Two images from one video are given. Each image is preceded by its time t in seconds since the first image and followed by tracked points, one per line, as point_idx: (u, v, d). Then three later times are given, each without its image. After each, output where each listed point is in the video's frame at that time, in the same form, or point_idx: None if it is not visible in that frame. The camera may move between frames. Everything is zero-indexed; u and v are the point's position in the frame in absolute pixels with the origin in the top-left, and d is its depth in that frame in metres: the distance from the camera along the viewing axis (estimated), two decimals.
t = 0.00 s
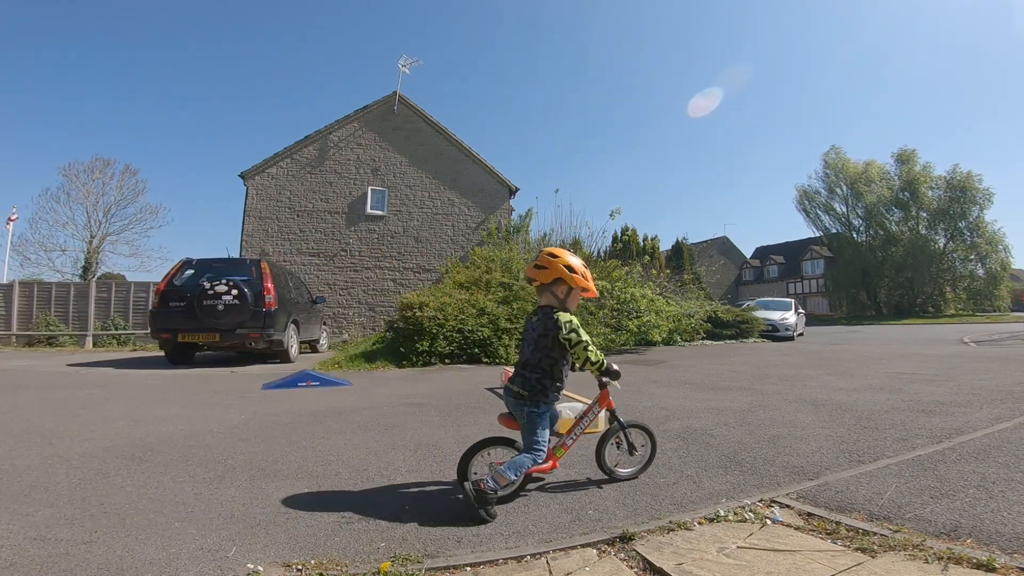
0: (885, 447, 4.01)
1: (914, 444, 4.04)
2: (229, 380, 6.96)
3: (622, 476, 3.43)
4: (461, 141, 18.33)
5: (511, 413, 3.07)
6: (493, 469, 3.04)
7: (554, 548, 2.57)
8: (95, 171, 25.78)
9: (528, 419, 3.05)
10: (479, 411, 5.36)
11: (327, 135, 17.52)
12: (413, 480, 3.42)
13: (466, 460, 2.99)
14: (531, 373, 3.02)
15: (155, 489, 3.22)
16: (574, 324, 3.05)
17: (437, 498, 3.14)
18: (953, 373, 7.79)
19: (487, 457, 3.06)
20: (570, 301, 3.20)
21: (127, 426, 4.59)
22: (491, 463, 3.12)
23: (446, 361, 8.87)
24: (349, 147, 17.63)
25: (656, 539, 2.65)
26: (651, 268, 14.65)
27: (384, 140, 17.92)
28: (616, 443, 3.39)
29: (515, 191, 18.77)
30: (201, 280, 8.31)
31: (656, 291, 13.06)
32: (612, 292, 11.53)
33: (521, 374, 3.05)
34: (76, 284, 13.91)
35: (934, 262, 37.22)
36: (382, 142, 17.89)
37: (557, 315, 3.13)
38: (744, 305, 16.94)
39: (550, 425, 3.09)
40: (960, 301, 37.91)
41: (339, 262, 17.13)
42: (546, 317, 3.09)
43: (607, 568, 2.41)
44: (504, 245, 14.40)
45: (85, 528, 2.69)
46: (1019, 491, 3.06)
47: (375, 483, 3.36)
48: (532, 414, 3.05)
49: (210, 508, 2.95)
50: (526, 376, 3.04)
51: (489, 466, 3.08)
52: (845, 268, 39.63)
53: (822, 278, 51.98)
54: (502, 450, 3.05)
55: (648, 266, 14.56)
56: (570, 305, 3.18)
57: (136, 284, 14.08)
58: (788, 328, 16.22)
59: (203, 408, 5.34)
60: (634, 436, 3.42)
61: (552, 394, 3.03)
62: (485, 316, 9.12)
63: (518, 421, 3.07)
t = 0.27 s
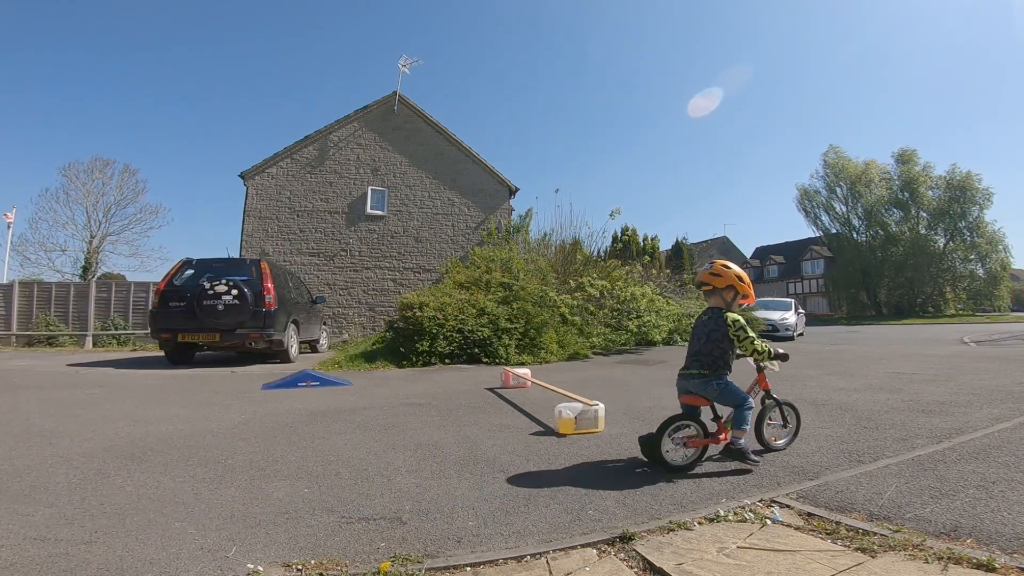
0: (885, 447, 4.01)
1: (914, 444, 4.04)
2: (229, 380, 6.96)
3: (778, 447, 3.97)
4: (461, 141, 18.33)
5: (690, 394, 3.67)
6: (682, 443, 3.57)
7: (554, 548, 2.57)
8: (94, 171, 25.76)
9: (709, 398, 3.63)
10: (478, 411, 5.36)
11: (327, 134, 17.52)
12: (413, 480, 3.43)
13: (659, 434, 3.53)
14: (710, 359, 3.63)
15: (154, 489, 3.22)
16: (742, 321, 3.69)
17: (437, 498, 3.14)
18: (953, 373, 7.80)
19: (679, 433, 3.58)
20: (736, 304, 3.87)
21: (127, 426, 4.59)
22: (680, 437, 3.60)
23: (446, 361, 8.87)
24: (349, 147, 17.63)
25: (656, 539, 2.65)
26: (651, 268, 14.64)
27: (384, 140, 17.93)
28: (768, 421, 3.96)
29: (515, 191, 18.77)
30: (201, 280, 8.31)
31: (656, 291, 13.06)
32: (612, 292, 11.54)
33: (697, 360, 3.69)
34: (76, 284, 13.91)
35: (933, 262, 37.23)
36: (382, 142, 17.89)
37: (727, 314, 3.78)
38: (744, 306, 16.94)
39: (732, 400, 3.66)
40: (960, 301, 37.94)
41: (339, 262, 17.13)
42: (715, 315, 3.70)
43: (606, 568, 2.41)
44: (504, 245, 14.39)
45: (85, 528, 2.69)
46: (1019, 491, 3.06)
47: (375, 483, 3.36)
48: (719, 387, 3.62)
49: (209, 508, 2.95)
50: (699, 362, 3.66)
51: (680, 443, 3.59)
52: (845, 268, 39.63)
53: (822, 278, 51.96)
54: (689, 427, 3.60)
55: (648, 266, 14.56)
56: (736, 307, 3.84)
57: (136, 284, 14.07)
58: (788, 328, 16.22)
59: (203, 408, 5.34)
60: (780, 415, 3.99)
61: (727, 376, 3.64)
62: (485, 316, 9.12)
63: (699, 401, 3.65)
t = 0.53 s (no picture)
0: (885, 447, 4.01)
1: (914, 445, 4.04)
2: (229, 380, 6.96)
3: (863, 418, 4.75)
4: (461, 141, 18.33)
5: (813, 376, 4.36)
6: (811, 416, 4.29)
7: (554, 548, 2.57)
8: (95, 170, 25.75)
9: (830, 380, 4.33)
10: (478, 411, 5.36)
11: (327, 135, 17.52)
12: (413, 480, 3.42)
13: (794, 410, 4.20)
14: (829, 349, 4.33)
15: (154, 489, 3.22)
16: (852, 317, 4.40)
17: (437, 498, 3.14)
18: (954, 373, 7.80)
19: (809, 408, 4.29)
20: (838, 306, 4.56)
21: (127, 426, 4.58)
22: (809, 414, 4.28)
23: (446, 361, 8.87)
24: (349, 147, 17.63)
25: (656, 539, 2.65)
26: (651, 268, 14.64)
27: (384, 140, 17.93)
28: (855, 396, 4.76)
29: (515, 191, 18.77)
30: (201, 280, 8.30)
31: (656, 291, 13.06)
32: (612, 292, 11.53)
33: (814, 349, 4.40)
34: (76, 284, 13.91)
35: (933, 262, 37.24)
36: (382, 142, 17.89)
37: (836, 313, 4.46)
38: (744, 306, 16.94)
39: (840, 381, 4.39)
40: (960, 301, 37.97)
41: (339, 262, 17.13)
42: (828, 312, 4.40)
43: (606, 568, 2.41)
44: (504, 245, 14.38)
45: (85, 528, 2.69)
46: (1018, 491, 3.06)
47: (375, 484, 3.36)
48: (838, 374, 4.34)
49: (209, 508, 2.95)
50: (821, 349, 4.37)
51: (811, 417, 4.29)
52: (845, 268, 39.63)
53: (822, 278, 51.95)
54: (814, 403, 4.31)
55: (648, 266, 14.55)
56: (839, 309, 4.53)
57: (136, 284, 14.06)
58: (788, 328, 16.22)
59: (203, 408, 5.34)
60: (866, 391, 4.77)
61: (846, 360, 4.35)
62: (485, 316, 9.12)
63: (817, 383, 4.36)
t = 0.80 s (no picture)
0: (885, 448, 4.01)
1: (914, 445, 4.04)
2: (229, 380, 6.96)
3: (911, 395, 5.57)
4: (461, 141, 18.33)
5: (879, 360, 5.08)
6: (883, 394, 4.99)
7: (554, 548, 2.57)
8: (94, 170, 25.76)
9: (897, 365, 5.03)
10: (478, 411, 5.35)
11: (327, 134, 17.52)
12: (413, 480, 3.42)
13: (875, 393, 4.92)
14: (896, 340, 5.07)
15: (154, 489, 3.22)
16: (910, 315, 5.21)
17: (437, 498, 3.14)
18: (954, 373, 7.79)
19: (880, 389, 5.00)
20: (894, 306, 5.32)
21: (127, 426, 4.59)
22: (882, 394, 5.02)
23: (446, 361, 8.87)
24: (349, 147, 17.64)
25: (656, 539, 2.65)
26: (650, 268, 14.64)
27: (384, 140, 17.93)
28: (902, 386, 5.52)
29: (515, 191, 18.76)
30: (201, 280, 8.30)
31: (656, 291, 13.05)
32: (612, 292, 11.53)
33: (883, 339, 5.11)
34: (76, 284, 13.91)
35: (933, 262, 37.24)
36: (382, 142, 17.89)
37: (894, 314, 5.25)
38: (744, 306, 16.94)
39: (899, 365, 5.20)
40: (960, 301, 37.99)
41: (339, 262, 17.13)
42: (889, 312, 5.18)
43: (606, 568, 2.41)
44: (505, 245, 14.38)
45: (85, 528, 2.69)
46: (1019, 491, 3.06)
47: (375, 483, 3.36)
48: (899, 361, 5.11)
49: (209, 508, 2.95)
50: (882, 340, 5.12)
51: (883, 396, 5.00)
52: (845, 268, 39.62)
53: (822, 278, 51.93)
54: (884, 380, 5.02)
55: (648, 266, 14.55)
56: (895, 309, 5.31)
57: (136, 284, 14.07)
58: (788, 328, 16.22)
59: (203, 408, 5.34)
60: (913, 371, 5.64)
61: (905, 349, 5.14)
62: (485, 316, 9.12)
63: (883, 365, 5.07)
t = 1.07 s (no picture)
0: (885, 448, 4.01)
1: (914, 445, 4.04)
2: (229, 380, 6.96)
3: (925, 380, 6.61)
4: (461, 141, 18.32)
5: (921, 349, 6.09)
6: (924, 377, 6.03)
7: (554, 548, 2.57)
8: (94, 170, 25.74)
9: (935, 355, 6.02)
10: (478, 411, 5.35)
11: (327, 134, 17.52)
12: (413, 480, 3.43)
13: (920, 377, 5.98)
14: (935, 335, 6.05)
15: (154, 489, 3.22)
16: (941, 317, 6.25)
17: (437, 498, 3.14)
18: (954, 373, 7.79)
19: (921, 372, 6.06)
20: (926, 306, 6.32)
21: (127, 426, 4.58)
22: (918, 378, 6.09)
23: (446, 361, 8.87)
24: (349, 147, 17.64)
25: (656, 539, 2.65)
26: (650, 268, 14.64)
27: (384, 140, 17.92)
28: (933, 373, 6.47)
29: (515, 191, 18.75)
30: (201, 280, 8.30)
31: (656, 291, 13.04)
32: (612, 292, 11.53)
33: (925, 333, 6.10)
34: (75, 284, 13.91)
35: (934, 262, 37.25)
36: (382, 142, 17.88)
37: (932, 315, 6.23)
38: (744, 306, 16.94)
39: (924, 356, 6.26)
40: (960, 301, 38.01)
41: (339, 262, 17.13)
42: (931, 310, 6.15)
43: (606, 568, 2.41)
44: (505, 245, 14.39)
45: (85, 528, 2.69)
46: (1019, 491, 3.06)
47: (375, 484, 3.36)
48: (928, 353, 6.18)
49: (210, 508, 2.95)
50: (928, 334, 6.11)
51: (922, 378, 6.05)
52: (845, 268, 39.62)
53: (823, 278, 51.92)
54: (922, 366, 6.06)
55: (648, 266, 14.56)
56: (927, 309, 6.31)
57: (136, 284, 14.07)
58: (788, 328, 16.21)
59: (203, 408, 5.34)
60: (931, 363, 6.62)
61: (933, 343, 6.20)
62: (485, 316, 9.12)
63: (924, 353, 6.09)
